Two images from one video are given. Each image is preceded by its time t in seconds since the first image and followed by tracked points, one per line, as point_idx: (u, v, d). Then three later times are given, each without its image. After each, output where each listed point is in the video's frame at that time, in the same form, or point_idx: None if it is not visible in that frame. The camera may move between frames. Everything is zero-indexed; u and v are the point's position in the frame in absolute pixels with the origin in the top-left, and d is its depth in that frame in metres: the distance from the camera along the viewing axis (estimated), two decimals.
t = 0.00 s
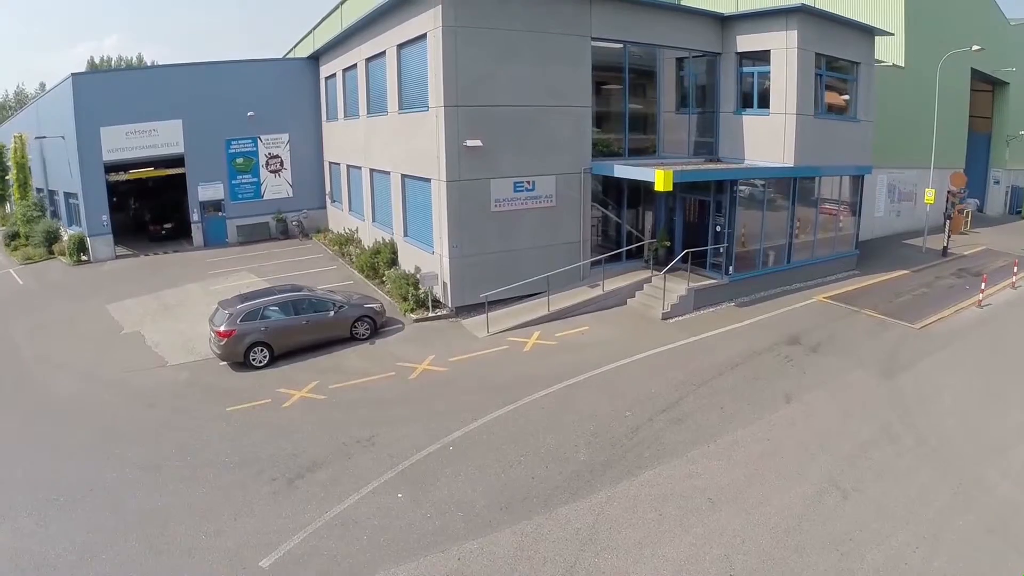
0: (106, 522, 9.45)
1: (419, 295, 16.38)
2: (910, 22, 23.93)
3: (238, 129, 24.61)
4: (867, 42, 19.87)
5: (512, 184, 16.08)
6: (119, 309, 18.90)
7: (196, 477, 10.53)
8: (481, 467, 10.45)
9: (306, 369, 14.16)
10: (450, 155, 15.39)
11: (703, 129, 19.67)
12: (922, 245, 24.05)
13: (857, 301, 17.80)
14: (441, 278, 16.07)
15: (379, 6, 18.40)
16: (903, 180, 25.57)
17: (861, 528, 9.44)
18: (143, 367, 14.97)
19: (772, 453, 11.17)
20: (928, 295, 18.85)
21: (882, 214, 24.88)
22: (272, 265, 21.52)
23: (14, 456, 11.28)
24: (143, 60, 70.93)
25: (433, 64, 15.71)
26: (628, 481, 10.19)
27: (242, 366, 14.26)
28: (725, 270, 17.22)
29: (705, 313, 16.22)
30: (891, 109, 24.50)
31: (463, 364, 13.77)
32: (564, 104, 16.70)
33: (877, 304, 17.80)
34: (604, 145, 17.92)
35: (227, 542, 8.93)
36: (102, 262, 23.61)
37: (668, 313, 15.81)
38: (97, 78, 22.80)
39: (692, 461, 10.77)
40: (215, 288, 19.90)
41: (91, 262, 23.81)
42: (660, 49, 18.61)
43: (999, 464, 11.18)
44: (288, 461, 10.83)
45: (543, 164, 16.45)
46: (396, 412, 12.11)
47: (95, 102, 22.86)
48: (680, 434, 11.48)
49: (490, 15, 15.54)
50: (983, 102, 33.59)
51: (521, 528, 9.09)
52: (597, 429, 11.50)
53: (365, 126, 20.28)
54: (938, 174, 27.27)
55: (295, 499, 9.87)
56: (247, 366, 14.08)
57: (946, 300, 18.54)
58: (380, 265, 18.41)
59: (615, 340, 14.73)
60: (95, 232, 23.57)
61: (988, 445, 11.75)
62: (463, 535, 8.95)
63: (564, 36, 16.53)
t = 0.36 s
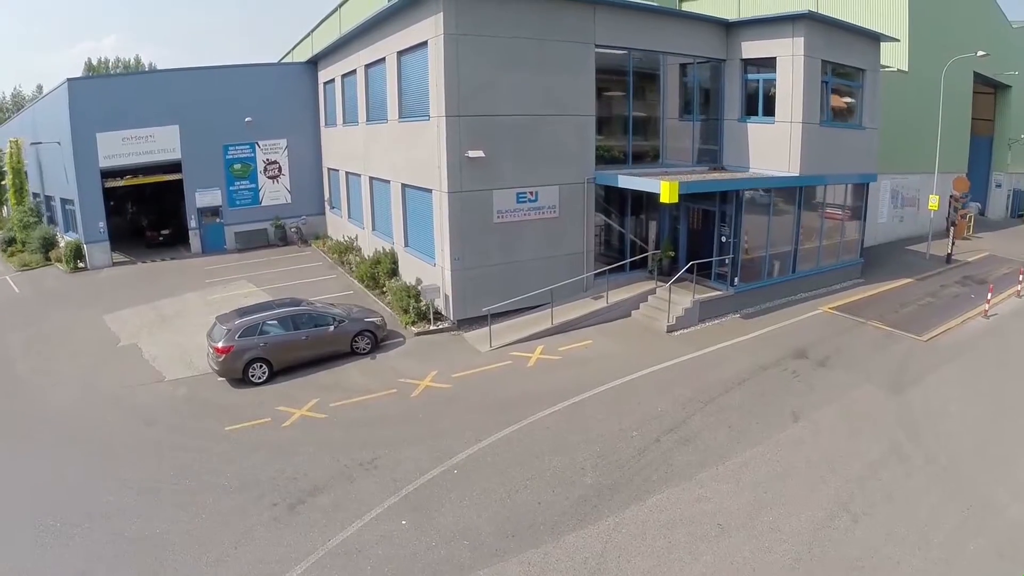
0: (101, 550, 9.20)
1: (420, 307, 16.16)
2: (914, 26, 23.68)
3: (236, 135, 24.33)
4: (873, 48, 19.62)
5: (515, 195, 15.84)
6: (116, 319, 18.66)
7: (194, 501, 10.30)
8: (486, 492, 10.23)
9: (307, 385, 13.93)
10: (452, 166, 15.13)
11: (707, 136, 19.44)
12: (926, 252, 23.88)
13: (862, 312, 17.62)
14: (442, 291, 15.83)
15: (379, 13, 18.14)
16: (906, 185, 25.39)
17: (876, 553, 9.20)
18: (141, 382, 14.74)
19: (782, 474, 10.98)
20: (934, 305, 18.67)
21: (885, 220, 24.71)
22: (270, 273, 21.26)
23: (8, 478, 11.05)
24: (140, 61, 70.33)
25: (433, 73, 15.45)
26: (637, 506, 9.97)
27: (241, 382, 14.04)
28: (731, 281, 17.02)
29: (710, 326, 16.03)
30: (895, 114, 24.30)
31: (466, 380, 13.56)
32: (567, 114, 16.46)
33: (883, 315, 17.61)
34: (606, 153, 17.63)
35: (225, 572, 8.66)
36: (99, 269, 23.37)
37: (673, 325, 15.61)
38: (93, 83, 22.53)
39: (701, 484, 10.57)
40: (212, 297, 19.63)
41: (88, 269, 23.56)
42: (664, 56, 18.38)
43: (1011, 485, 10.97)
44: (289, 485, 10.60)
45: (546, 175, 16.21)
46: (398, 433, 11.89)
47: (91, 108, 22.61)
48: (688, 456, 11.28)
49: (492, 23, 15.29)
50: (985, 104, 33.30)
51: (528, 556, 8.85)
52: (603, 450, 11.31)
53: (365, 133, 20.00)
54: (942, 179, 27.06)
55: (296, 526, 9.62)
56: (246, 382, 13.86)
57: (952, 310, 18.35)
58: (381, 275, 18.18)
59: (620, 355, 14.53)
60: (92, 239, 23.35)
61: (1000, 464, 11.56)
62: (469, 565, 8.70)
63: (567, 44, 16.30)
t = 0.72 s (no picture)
0: None
1: (422, 321, 15.95)
2: (920, 31, 23.45)
3: (235, 141, 24.10)
4: (880, 56, 19.39)
5: (519, 207, 15.60)
6: (115, 331, 18.45)
7: (193, 527, 10.07)
8: (492, 518, 10.03)
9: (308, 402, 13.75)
10: (455, 178, 14.86)
11: (713, 144, 19.21)
12: (931, 259, 23.67)
13: (869, 324, 17.42)
14: (445, 305, 15.62)
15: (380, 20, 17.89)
16: (911, 192, 25.19)
17: None
18: (139, 398, 14.54)
19: (792, 497, 10.79)
20: (941, 316, 18.48)
21: (890, 227, 24.52)
22: (270, 282, 21.05)
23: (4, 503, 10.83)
24: (139, 61, 69.85)
25: (436, 83, 15.21)
26: (646, 531, 9.75)
27: (241, 399, 13.86)
28: (737, 293, 16.87)
29: (716, 339, 15.87)
30: (900, 119, 24.07)
31: (469, 398, 13.35)
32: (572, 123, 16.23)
33: (890, 327, 17.42)
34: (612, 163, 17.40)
35: None
36: (98, 277, 23.20)
37: (679, 339, 15.46)
38: (90, 89, 22.29)
39: (711, 508, 10.36)
40: (211, 307, 19.42)
41: (86, 277, 23.36)
42: (669, 63, 18.14)
43: None
44: (290, 510, 10.39)
45: (551, 186, 15.96)
46: (402, 454, 11.70)
47: (89, 114, 22.38)
48: (697, 478, 11.10)
49: (496, 31, 15.05)
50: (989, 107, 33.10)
51: None
52: (611, 473, 11.12)
53: (365, 141, 19.74)
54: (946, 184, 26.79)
55: (297, 553, 9.38)
56: (246, 400, 13.66)
57: (959, 321, 18.16)
58: (382, 286, 17.98)
59: (625, 371, 14.35)
60: (90, 247, 23.17)
61: (1013, 484, 11.37)
62: None
63: (572, 53, 16.07)
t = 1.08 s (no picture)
0: None
1: (424, 335, 15.76)
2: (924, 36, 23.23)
3: (234, 147, 23.86)
4: (887, 63, 19.15)
5: (522, 220, 15.35)
6: (113, 343, 18.27)
7: (191, 554, 9.86)
8: (496, 544, 9.83)
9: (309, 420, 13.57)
10: (458, 190, 14.61)
11: (717, 153, 18.99)
12: (934, 267, 23.49)
13: (875, 336, 17.26)
14: (448, 319, 15.41)
15: (380, 27, 17.62)
16: (914, 198, 25.02)
17: None
18: (138, 415, 14.37)
19: (801, 521, 10.60)
20: (946, 327, 18.29)
21: (894, 234, 24.34)
22: (270, 292, 20.85)
23: None
24: (138, 62, 69.39)
25: (438, 94, 14.96)
26: (654, 558, 9.54)
27: (241, 417, 13.69)
28: (743, 305, 16.71)
29: (721, 353, 15.72)
30: (904, 125, 23.87)
31: (472, 417, 13.18)
32: (577, 134, 15.98)
33: (896, 339, 17.27)
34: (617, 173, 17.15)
35: None
36: (96, 285, 23.02)
37: (684, 353, 15.30)
38: (88, 95, 22.07)
39: (719, 533, 10.16)
40: (210, 318, 19.20)
41: (84, 285, 23.22)
42: (674, 72, 17.88)
43: None
44: (290, 535, 10.17)
45: (555, 198, 15.72)
46: (404, 477, 11.52)
47: (86, 120, 22.17)
48: (704, 501, 10.91)
49: (498, 41, 14.81)
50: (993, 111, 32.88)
51: None
52: (617, 497, 10.94)
53: (365, 149, 19.50)
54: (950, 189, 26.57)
55: None
56: (246, 418, 13.51)
57: (966, 333, 17.97)
58: (383, 297, 17.78)
59: (629, 388, 14.18)
60: (88, 254, 22.97)
61: None
62: None
63: (577, 62, 15.83)
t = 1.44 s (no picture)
0: None
1: (425, 349, 15.58)
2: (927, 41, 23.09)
3: (232, 154, 23.62)
4: (893, 72, 18.92)
5: (525, 233, 15.10)
6: (110, 355, 18.04)
7: None
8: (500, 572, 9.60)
9: (309, 439, 13.38)
10: (460, 205, 14.35)
11: (722, 162, 18.77)
12: (938, 275, 23.32)
13: (880, 349, 17.11)
14: (449, 334, 15.21)
15: (380, 36, 17.35)
16: (917, 204, 24.86)
17: None
18: (136, 433, 14.17)
19: (812, 544, 10.38)
20: (951, 338, 18.13)
21: (897, 241, 24.19)
22: (269, 302, 20.62)
23: None
24: (136, 64, 68.90)
25: (439, 105, 14.69)
26: None
27: (240, 436, 13.51)
28: (748, 319, 16.55)
29: (726, 368, 15.57)
30: (908, 131, 23.70)
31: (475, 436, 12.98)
32: (581, 146, 15.75)
33: (901, 352, 17.12)
34: (620, 182, 16.91)
35: None
36: (93, 294, 22.82)
37: (689, 369, 15.14)
38: (84, 101, 21.81)
39: (728, 559, 9.94)
40: (208, 329, 18.96)
41: (82, 293, 23.01)
42: (679, 81, 17.63)
43: None
44: (289, 562, 9.93)
45: (558, 211, 15.48)
46: (406, 501, 11.31)
47: (83, 127, 21.91)
48: (713, 526, 10.70)
49: (501, 52, 14.58)
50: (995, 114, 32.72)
51: None
52: (623, 521, 10.73)
53: (365, 158, 19.23)
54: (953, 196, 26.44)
55: None
56: (246, 437, 13.34)
57: (970, 344, 17.81)
58: (384, 309, 17.57)
59: (633, 406, 14.01)
60: (85, 262, 22.75)
61: None
62: None
63: (580, 72, 15.57)
